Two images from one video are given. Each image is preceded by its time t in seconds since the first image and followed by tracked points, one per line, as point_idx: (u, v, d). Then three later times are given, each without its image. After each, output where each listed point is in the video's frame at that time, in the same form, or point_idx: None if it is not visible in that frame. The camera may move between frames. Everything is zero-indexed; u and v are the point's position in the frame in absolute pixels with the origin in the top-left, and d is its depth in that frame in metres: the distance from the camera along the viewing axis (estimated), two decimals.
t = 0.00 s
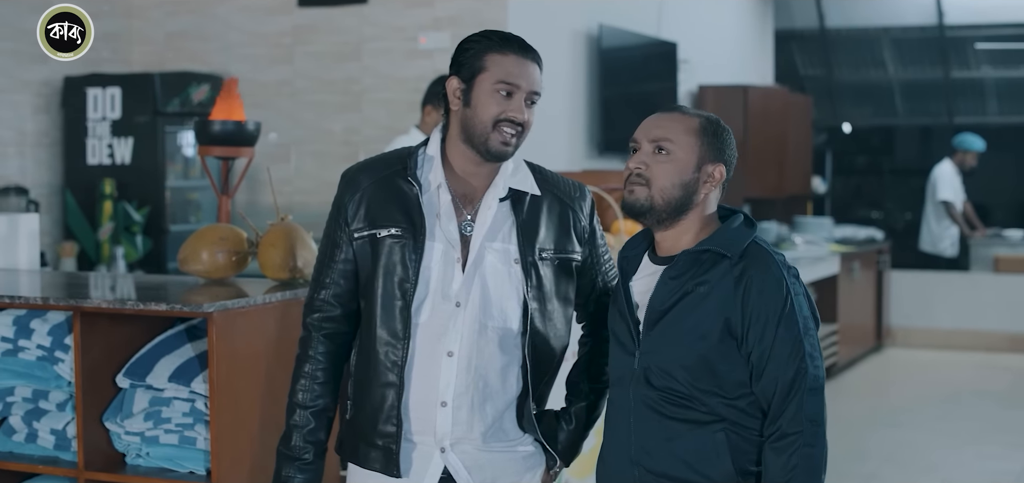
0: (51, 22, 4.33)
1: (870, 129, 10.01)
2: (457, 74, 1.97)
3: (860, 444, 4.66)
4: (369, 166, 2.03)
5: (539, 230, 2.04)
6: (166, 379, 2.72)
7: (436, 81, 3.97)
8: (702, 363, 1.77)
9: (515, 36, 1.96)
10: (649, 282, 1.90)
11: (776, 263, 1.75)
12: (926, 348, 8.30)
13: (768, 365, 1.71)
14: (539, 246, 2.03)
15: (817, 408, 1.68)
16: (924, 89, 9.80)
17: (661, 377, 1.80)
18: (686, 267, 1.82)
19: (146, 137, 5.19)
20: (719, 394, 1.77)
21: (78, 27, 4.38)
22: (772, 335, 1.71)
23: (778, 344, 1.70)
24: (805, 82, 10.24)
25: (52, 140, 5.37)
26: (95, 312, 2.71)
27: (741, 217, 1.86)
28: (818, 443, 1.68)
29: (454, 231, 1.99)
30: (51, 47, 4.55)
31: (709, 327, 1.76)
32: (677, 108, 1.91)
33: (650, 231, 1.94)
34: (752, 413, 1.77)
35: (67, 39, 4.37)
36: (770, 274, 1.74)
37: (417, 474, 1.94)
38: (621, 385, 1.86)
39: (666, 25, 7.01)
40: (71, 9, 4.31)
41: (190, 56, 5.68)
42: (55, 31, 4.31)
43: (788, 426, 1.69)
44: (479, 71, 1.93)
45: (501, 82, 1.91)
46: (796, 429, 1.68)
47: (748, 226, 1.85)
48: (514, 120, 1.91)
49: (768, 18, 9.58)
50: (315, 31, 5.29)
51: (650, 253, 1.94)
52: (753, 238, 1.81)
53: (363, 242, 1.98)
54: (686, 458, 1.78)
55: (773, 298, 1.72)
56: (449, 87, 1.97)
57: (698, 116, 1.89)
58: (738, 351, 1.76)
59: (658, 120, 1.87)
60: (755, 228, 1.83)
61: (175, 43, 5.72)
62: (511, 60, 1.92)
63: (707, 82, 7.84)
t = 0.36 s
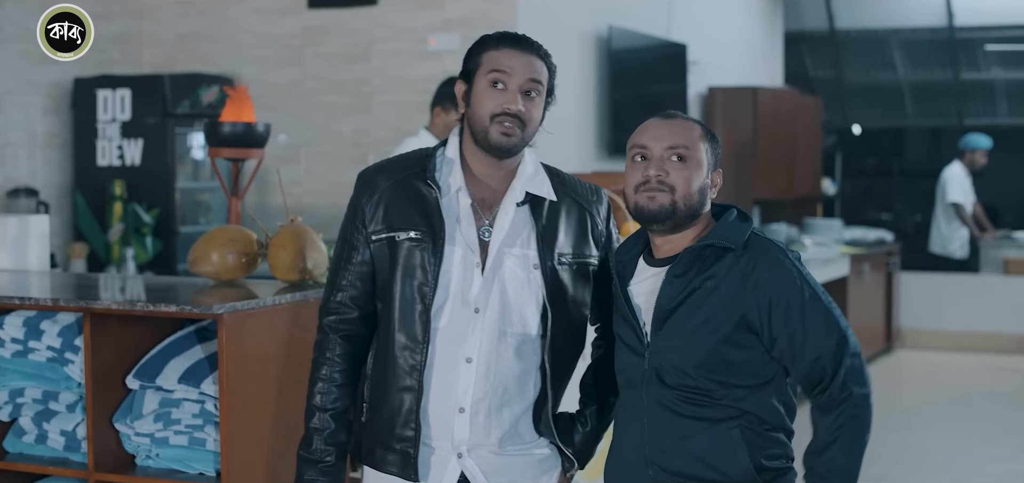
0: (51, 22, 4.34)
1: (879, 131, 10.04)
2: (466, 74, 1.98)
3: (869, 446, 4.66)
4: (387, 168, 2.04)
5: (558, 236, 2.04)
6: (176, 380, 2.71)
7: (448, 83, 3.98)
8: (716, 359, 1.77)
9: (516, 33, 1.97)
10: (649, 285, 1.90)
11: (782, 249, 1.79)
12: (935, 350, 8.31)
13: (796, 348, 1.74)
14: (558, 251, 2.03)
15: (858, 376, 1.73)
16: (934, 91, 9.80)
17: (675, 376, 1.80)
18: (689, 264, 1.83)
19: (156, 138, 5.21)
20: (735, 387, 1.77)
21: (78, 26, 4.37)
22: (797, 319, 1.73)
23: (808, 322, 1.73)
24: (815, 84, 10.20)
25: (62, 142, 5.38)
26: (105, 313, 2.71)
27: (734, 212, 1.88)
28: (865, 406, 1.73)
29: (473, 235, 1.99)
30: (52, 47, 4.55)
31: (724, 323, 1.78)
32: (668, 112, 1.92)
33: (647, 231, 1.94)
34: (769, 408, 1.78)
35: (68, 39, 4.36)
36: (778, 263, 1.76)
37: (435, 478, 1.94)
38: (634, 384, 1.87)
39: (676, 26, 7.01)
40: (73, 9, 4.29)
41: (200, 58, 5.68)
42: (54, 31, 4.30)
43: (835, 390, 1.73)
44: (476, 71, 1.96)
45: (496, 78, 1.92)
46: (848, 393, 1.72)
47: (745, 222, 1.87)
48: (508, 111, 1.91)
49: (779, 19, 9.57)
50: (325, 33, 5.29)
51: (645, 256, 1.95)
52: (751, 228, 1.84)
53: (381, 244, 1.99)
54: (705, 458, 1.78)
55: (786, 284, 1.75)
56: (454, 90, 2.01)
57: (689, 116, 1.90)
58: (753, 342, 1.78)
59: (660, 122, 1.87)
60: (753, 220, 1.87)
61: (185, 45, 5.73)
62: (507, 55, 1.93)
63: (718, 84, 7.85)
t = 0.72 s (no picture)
0: (51, 23, 4.34)
1: (885, 137, 10.07)
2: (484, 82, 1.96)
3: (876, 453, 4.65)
4: (399, 174, 2.03)
5: (574, 244, 2.06)
6: (181, 386, 2.71)
7: (454, 89, 3.98)
8: (728, 362, 1.79)
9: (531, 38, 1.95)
10: (646, 296, 1.91)
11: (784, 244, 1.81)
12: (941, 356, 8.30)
13: (812, 334, 1.75)
14: (573, 258, 2.05)
15: (885, 336, 1.73)
16: (940, 97, 9.79)
17: (688, 380, 1.81)
18: (689, 270, 1.85)
19: (163, 144, 5.21)
20: (749, 387, 1.79)
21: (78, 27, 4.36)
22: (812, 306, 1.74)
23: (825, 302, 1.73)
24: (820, 90, 10.29)
25: (69, 148, 5.39)
26: (112, 320, 2.71)
27: (723, 213, 1.90)
28: (892, 365, 1.72)
29: (487, 243, 1.99)
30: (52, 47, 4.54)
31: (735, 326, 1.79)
32: (657, 125, 1.91)
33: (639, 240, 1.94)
34: (780, 407, 1.79)
35: (68, 39, 4.35)
36: (782, 256, 1.79)
37: None
38: (644, 389, 1.88)
39: (682, 33, 7.02)
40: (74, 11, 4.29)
41: (206, 64, 5.69)
42: (54, 31, 4.28)
43: (861, 354, 1.72)
44: (495, 80, 1.93)
45: (519, 90, 1.91)
46: (875, 353, 1.71)
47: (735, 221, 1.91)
48: (534, 125, 1.91)
49: (787, 25, 9.54)
50: (332, 39, 5.29)
51: (641, 263, 1.95)
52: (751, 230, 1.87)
53: (394, 252, 1.99)
54: (722, 462, 1.78)
55: (793, 275, 1.77)
56: (467, 100, 1.98)
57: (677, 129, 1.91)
58: (764, 342, 1.79)
59: (657, 137, 1.87)
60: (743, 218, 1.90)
61: (191, 51, 5.74)
62: (527, 67, 1.92)
63: (724, 90, 7.84)
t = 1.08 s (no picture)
0: (51, 22, 4.34)
1: (883, 137, 10.02)
2: (489, 85, 1.94)
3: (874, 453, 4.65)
4: (394, 177, 2.02)
5: (571, 240, 2.07)
6: (178, 387, 2.71)
7: (451, 89, 3.98)
8: (728, 364, 1.79)
9: (535, 40, 1.95)
10: (643, 305, 1.91)
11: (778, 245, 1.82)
12: (937, 356, 8.30)
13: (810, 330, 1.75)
14: (571, 253, 2.06)
15: (884, 325, 1.74)
16: (937, 98, 9.78)
17: (687, 382, 1.81)
18: (683, 277, 1.84)
19: (160, 144, 5.21)
20: (750, 388, 1.79)
21: (78, 26, 4.36)
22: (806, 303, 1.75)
23: (822, 296, 1.74)
24: (819, 90, 10.21)
25: (66, 148, 5.39)
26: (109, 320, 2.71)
27: (713, 216, 1.89)
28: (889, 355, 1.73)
29: (487, 242, 2.00)
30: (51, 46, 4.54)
31: (735, 329, 1.79)
32: (643, 131, 1.90)
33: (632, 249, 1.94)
34: (781, 404, 1.80)
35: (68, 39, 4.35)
36: (777, 255, 1.80)
37: None
38: (644, 392, 1.88)
39: (679, 33, 7.02)
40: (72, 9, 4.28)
41: (203, 64, 5.69)
42: (54, 31, 4.28)
43: (861, 345, 1.73)
44: (502, 82, 1.92)
45: (528, 94, 1.90)
46: (874, 343, 1.72)
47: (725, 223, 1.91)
48: (542, 129, 1.91)
49: (785, 26, 9.51)
50: (329, 39, 5.29)
51: (634, 272, 1.94)
52: (742, 233, 1.87)
53: (393, 254, 1.98)
54: (728, 462, 1.78)
55: (788, 272, 1.78)
56: (470, 99, 1.97)
57: (662, 134, 1.89)
58: (763, 343, 1.79)
59: (642, 145, 1.86)
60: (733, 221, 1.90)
61: (188, 51, 5.73)
62: (535, 70, 1.92)
63: (721, 91, 7.83)
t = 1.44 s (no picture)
0: (51, 22, 4.29)
1: (873, 134, 10.05)
2: (476, 100, 1.91)
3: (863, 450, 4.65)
4: (380, 171, 2.03)
5: (554, 237, 2.04)
6: (169, 384, 2.70)
7: (440, 86, 3.98)
8: (710, 366, 1.78)
9: (525, 57, 1.90)
10: (643, 293, 1.89)
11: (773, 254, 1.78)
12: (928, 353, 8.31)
13: (790, 347, 1.72)
14: (554, 251, 2.03)
15: (865, 362, 1.67)
16: (927, 95, 9.80)
17: (670, 381, 1.81)
18: (678, 272, 1.83)
19: (150, 141, 5.21)
20: (731, 393, 1.78)
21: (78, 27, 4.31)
22: (791, 317, 1.72)
23: (805, 315, 1.71)
24: (808, 87, 10.20)
25: (55, 145, 5.39)
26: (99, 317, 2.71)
27: (723, 216, 1.88)
28: (864, 393, 1.67)
29: (469, 240, 2.00)
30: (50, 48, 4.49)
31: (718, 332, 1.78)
32: (638, 129, 1.88)
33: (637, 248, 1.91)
34: (763, 413, 1.77)
35: (68, 39, 4.31)
36: (770, 265, 1.76)
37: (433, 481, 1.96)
38: (627, 392, 1.88)
39: (669, 30, 7.01)
40: (69, 9, 4.24)
41: (193, 61, 5.69)
42: (54, 31, 4.22)
43: (836, 377, 1.69)
44: (487, 102, 1.89)
45: (510, 117, 1.87)
46: (847, 379, 1.67)
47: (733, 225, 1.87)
48: (522, 153, 1.88)
49: (776, 24, 9.51)
50: (319, 36, 5.29)
51: (638, 265, 1.92)
52: (741, 235, 1.84)
53: (376, 247, 1.99)
54: (700, 466, 1.77)
55: (779, 286, 1.74)
56: (455, 112, 1.95)
57: (656, 133, 1.86)
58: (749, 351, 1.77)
59: (632, 146, 1.84)
60: (741, 224, 1.87)
61: (178, 48, 5.73)
62: (521, 95, 1.87)
63: (711, 88, 7.82)
